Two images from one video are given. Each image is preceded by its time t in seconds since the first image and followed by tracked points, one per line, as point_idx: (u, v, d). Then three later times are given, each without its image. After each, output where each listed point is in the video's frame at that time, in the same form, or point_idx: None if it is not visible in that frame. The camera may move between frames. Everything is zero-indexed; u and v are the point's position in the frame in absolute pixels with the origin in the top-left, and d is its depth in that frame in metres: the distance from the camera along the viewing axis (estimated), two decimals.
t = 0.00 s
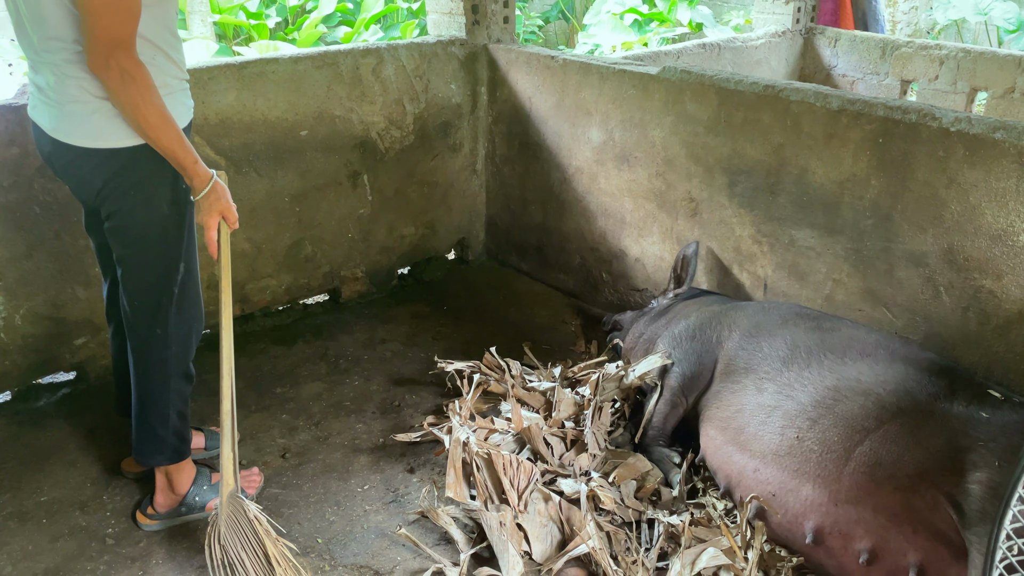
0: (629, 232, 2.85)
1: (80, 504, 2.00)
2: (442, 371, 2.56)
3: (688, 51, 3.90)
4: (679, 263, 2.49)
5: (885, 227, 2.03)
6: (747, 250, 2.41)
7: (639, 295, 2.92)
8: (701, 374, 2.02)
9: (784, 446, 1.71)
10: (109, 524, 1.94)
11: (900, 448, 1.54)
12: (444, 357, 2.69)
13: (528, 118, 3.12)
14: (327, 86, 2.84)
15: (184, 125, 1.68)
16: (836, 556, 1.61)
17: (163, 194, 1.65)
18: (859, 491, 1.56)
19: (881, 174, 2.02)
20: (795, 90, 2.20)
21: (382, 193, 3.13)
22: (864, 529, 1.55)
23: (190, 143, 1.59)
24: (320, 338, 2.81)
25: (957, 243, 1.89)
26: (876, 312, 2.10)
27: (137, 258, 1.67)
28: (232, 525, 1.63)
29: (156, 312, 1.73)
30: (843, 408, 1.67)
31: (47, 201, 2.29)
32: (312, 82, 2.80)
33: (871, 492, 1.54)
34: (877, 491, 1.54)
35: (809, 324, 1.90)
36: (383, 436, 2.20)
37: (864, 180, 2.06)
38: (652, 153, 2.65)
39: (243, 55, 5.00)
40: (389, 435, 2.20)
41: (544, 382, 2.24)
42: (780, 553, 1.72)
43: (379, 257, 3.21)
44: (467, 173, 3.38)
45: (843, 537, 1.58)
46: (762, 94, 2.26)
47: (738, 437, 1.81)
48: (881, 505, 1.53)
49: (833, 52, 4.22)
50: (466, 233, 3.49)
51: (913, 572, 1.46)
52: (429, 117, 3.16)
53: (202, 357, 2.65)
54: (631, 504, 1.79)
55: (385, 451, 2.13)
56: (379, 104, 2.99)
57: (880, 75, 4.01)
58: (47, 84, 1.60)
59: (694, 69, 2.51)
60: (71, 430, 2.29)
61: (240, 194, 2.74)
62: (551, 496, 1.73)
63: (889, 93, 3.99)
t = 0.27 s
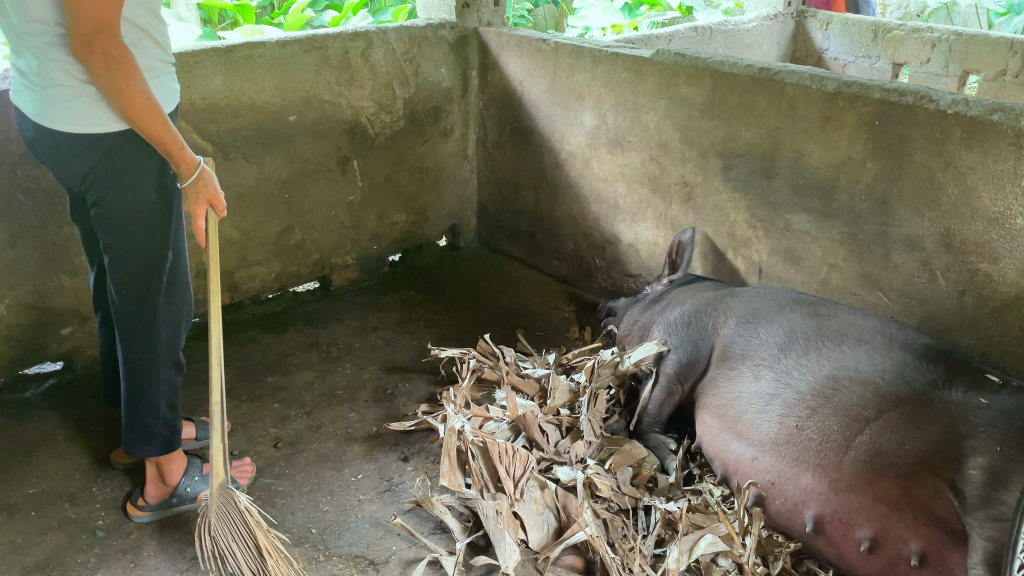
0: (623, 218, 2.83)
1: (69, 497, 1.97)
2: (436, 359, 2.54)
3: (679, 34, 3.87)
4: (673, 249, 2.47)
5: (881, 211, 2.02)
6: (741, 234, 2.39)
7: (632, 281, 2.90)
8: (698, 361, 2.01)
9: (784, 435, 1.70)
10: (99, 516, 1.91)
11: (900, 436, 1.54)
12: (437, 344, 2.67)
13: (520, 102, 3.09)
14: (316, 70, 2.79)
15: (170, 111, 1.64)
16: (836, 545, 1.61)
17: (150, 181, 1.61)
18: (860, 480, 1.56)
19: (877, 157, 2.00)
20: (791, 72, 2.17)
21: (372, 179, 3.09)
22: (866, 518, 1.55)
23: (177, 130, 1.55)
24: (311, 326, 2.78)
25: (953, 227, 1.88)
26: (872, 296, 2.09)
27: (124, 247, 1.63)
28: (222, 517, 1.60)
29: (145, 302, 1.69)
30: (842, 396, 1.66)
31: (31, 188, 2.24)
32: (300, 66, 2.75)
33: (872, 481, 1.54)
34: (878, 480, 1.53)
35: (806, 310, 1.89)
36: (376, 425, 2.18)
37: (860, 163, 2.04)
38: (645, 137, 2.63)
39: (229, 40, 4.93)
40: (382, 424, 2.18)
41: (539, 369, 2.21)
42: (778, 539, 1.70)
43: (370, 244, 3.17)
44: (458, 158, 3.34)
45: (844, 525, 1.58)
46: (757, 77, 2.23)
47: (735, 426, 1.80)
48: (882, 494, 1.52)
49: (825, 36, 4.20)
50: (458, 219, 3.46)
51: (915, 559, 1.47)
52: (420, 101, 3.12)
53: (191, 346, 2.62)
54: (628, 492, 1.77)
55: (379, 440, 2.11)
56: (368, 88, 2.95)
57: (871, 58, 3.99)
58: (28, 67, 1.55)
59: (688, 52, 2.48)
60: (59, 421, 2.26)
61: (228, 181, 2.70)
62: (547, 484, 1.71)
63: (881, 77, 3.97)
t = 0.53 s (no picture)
0: (616, 201, 2.80)
1: (58, 486, 1.94)
2: (429, 345, 2.52)
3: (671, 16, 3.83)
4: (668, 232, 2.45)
5: (876, 192, 2.01)
6: (736, 217, 2.38)
7: (625, 265, 2.88)
8: (692, 344, 2.00)
9: (778, 416, 1.69)
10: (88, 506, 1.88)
11: (895, 417, 1.53)
12: (429, 330, 2.64)
13: (511, 85, 3.05)
14: (303, 52, 2.75)
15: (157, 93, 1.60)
16: (831, 525, 1.59)
17: (137, 165, 1.57)
18: (855, 461, 1.55)
19: (873, 138, 1.99)
20: (786, 52, 2.15)
21: (362, 163, 3.05)
22: (860, 499, 1.54)
23: (163, 112, 1.51)
24: (301, 313, 2.75)
25: (949, 208, 1.87)
26: (867, 279, 2.08)
27: (110, 232, 1.59)
28: (217, 504, 1.57)
29: (132, 288, 1.65)
30: (837, 377, 1.65)
31: (14, 174, 2.20)
32: (288, 48, 2.70)
33: (867, 462, 1.53)
34: (873, 461, 1.53)
35: (801, 291, 1.88)
36: (369, 412, 2.16)
37: (856, 144, 2.02)
38: (639, 120, 2.60)
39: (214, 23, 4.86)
40: (375, 411, 2.16)
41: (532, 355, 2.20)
42: (773, 522, 1.68)
43: (360, 230, 3.14)
44: (448, 142, 3.31)
45: (839, 506, 1.57)
46: (752, 58, 2.21)
47: (730, 408, 1.78)
48: (877, 475, 1.52)
49: (817, 17, 4.17)
50: (449, 203, 3.43)
51: (910, 540, 1.47)
52: (409, 84, 3.08)
53: (180, 334, 2.58)
54: (624, 477, 1.76)
55: (372, 427, 2.09)
56: (357, 71, 2.91)
57: (864, 40, 3.97)
58: (9, 48, 1.51)
59: (682, 32, 2.45)
60: (46, 410, 2.22)
61: (215, 165, 2.65)
62: (542, 470, 1.70)
63: (873, 59, 3.96)
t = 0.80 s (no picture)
0: (608, 185, 2.78)
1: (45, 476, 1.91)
2: (421, 331, 2.50)
3: None
4: (661, 215, 2.43)
5: (871, 174, 1.99)
6: (729, 200, 2.36)
7: (618, 249, 2.86)
8: (686, 328, 1.99)
9: (772, 399, 1.68)
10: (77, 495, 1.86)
11: (890, 399, 1.52)
12: (421, 316, 2.62)
13: (502, 67, 3.02)
14: (291, 34, 2.70)
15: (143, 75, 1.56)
16: (825, 508, 1.58)
17: (123, 148, 1.53)
18: (849, 443, 1.54)
19: (869, 119, 1.97)
20: (780, 33, 2.12)
21: (351, 147, 3.01)
22: (855, 481, 1.53)
23: (149, 94, 1.47)
24: (291, 299, 2.71)
25: (945, 189, 1.86)
26: (861, 261, 2.07)
27: (96, 217, 1.55)
28: (215, 494, 1.53)
29: (119, 274, 1.62)
30: (831, 359, 1.64)
31: None
32: (274, 30, 2.65)
33: (862, 444, 1.52)
34: (867, 443, 1.52)
35: (795, 275, 1.87)
36: (360, 399, 2.14)
37: (851, 125, 2.01)
38: (631, 102, 2.57)
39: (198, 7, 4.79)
40: (366, 397, 2.14)
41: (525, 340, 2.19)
42: (768, 506, 1.66)
43: (350, 214, 3.10)
44: (438, 126, 3.28)
45: (833, 489, 1.56)
46: (746, 38, 2.18)
47: (724, 392, 1.77)
48: (871, 457, 1.51)
49: None
50: (440, 188, 3.40)
51: (904, 522, 1.47)
52: (399, 66, 3.05)
53: (168, 320, 2.55)
54: (618, 461, 1.75)
55: (364, 414, 2.07)
56: (345, 53, 2.87)
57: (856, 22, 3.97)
58: None
59: (675, 13, 2.42)
60: (33, 398, 2.19)
61: (201, 150, 2.61)
62: (536, 455, 1.68)
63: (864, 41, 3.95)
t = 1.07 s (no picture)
0: (602, 168, 2.75)
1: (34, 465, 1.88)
2: (413, 316, 2.48)
3: None
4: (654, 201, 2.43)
5: (867, 155, 1.98)
6: (723, 183, 2.34)
7: (611, 233, 2.83)
8: (681, 313, 1.97)
9: (769, 386, 1.67)
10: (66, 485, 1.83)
11: (886, 384, 1.52)
12: (413, 301, 2.60)
13: (493, 49, 2.99)
14: (278, 15, 2.66)
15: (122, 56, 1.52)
16: (822, 496, 1.58)
17: (105, 133, 1.50)
18: (846, 429, 1.54)
19: (864, 100, 1.95)
20: (775, 13, 2.09)
21: (341, 131, 2.98)
22: (852, 468, 1.52)
23: (129, 78, 1.44)
24: (282, 285, 2.68)
25: (940, 171, 1.85)
26: (856, 244, 2.06)
27: (80, 204, 1.52)
28: (208, 488, 1.48)
29: (105, 262, 1.59)
30: (828, 345, 1.63)
31: None
32: (262, 11, 2.61)
33: (858, 431, 1.52)
34: (863, 429, 1.51)
35: (792, 260, 1.86)
36: (352, 385, 2.12)
37: (846, 106, 1.99)
38: (624, 84, 2.55)
39: None
40: (359, 384, 2.12)
41: (519, 325, 2.17)
42: (765, 491, 1.65)
43: (341, 199, 3.07)
44: (429, 109, 3.26)
45: (831, 476, 1.55)
46: (740, 19, 2.15)
47: (719, 378, 1.77)
48: (868, 444, 1.50)
49: None
50: (431, 172, 3.37)
51: (902, 509, 1.47)
52: (389, 48, 3.02)
53: (158, 307, 2.52)
54: (612, 446, 1.73)
55: (356, 400, 2.05)
56: (334, 35, 2.83)
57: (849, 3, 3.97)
58: None
59: None
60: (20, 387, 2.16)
61: (189, 134, 2.56)
62: (531, 441, 1.68)
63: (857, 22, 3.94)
